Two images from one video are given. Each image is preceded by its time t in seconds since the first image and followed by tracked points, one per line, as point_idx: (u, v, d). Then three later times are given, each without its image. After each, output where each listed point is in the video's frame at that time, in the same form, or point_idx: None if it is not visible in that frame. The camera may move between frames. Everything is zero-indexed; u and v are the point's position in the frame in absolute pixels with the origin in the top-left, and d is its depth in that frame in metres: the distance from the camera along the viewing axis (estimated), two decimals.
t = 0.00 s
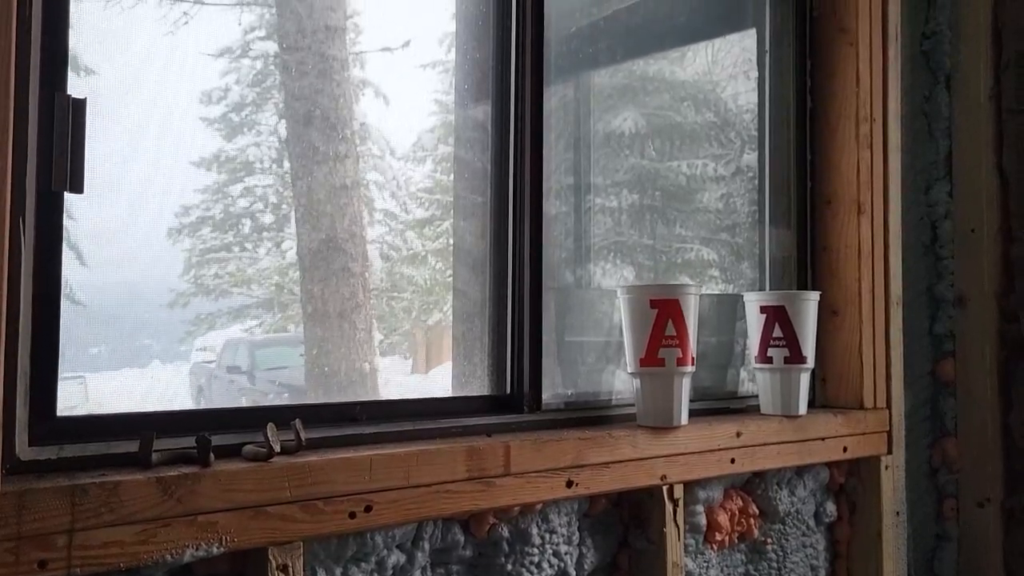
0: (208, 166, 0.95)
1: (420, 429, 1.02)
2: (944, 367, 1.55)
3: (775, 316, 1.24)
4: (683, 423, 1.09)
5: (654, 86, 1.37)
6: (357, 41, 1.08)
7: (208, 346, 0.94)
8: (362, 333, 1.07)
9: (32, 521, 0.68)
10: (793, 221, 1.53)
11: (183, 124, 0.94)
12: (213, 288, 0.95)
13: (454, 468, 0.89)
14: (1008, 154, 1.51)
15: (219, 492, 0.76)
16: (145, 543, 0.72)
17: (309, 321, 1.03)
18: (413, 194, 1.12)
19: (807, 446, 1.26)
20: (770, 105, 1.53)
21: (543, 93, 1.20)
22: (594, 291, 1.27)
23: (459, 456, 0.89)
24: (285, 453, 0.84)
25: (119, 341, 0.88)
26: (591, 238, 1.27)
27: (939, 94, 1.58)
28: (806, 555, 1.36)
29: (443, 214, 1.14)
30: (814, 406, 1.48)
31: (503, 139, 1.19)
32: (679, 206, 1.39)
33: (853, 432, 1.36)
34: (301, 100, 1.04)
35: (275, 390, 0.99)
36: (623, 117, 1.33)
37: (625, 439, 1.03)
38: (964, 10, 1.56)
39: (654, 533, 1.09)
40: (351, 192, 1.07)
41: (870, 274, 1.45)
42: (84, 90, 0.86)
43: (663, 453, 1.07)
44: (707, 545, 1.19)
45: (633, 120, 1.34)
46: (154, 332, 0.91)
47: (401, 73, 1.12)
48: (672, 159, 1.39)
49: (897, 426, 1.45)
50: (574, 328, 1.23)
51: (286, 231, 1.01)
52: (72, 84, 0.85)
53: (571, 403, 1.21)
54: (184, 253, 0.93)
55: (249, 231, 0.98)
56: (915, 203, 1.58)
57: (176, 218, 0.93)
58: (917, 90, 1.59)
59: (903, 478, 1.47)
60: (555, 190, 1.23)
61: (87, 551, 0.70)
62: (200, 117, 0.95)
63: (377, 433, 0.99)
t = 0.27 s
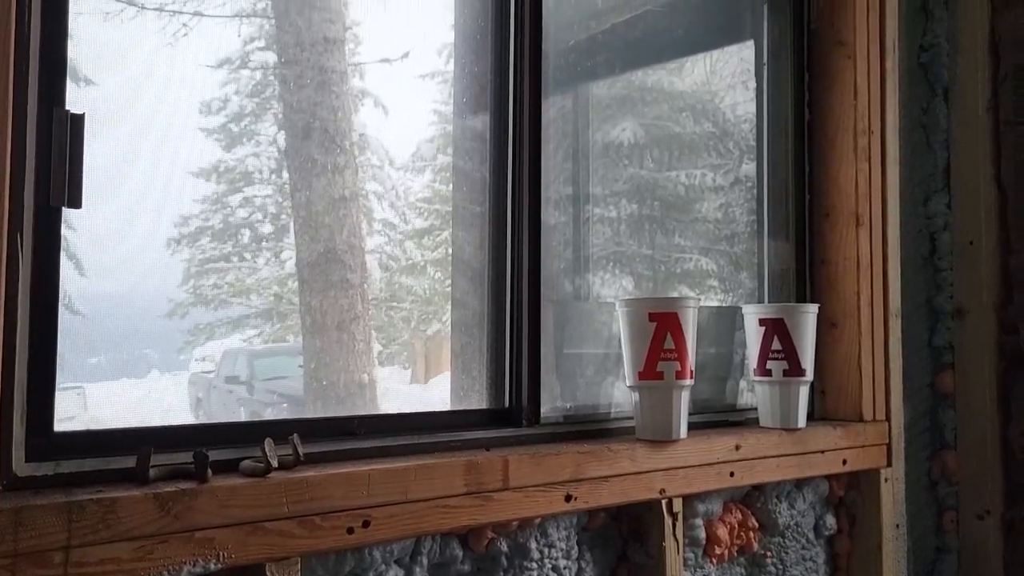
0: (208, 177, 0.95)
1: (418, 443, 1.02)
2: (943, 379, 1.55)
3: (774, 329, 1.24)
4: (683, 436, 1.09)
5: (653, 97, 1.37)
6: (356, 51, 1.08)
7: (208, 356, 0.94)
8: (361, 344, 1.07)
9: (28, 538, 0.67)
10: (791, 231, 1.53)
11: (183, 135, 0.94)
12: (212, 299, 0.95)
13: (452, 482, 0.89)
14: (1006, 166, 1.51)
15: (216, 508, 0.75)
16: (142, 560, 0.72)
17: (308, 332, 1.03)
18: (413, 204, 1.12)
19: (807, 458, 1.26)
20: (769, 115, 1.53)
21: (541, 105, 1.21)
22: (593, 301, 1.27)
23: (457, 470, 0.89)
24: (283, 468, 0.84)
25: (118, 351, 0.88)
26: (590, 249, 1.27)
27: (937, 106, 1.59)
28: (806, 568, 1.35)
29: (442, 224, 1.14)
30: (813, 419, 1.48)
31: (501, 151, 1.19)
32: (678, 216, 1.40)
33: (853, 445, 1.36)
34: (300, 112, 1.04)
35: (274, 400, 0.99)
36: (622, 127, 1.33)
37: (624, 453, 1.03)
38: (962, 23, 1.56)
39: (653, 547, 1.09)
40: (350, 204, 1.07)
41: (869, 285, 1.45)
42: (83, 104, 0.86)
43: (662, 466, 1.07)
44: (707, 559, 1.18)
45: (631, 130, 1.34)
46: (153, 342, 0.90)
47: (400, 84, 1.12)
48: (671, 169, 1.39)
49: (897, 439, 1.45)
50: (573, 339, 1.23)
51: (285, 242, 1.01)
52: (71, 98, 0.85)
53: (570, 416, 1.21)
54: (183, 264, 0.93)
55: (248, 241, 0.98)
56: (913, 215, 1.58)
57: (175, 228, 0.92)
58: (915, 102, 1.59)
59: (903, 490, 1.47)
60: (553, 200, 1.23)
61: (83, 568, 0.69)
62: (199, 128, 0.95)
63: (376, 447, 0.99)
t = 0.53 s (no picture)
0: (208, 187, 0.95)
1: (417, 456, 1.02)
2: (943, 390, 1.55)
3: (774, 340, 1.24)
4: (683, 448, 1.09)
5: (652, 107, 1.37)
6: (355, 61, 1.08)
7: (207, 365, 0.94)
8: (360, 354, 1.07)
9: (25, 554, 0.67)
10: (790, 240, 1.54)
11: (184, 145, 0.94)
12: (212, 308, 0.95)
13: (452, 495, 0.89)
14: (1005, 177, 1.51)
15: (214, 522, 0.75)
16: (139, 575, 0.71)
17: (309, 343, 1.03)
18: (412, 214, 1.12)
19: (807, 470, 1.26)
20: (768, 124, 1.53)
21: (540, 115, 1.21)
22: (592, 310, 1.27)
23: (456, 483, 0.89)
24: (282, 482, 0.84)
25: (117, 361, 0.88)
26: (589, 258, 1.27)
27: (935, 117, 1.59)
28: None
29: (441, 234, 1.14)
30: (813, 430, 1.47)
31: (500, 162, 1.19)
32: (677, 225, 1.40)
33: (853, 456, 1.36)
34: (300, 122, 1.04)
35: (274, 409, 0.99)
36: (621, 137, 1.33)
37: (624, 465, 1.03)
38: (959, 34, 1.57)
39: (653, 560, 1.09)
40: (349, 215, 1.07)
41: (868, 295, 1.45)
42: (82, 118, 0.86)
43: (661, 479, 1.07)
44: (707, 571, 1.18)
45: (631, 139, 1.34)
46: (152, 351, 0.90)
47: (399, 94, 1.12)
48: (670, 179, 1.39)
49: (897, 450, 1.45)
50: (573, 350, 1.23)
51: (284, 251, 1.01)
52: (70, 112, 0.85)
53: (569, 429, 1.21)
54: (182, 274, 0.93)
55: (248, 250, 0.98)
56: (913, 225, 1.58)
57: (174, 238, 0.93)
58: (913, 113, 1.60)
59: (903, 502, 1.47)
60: (553, 210, 1.23)
61: None
62: (200, 137, 0.95)
63: (375, 459, 0.99)
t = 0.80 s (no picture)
0: (207, 197, 0.95)
1: (416, 470, 1.02)
2: (943, 401, 1.55)
3: (773, 352, 1.23)
4: (682, 461, 1.09)
5: (651, 116, 1.37)
6: (355, 71, 1.08)
7: (207, 375, 0.94)
8: (359, 365, 1.06)
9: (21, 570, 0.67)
10: (789, 249, 1.54)
11: (183, 155, 0.94)
12: (211, 318, 0.95)
13: (450, 509, 0.88)
14: (1003, 187, 1.51)
15: (211, 537, 0.75)
16: None
17: (308, 355, 1.03)
18: (412, 223, 1.12)
19: (807, 482, 1.25)
20: (766, 134, 1.54)
21: (538, 126, 1.21)
22: (591, 320, 1.26)
23: (455, 497, 0.89)
24: (280, 496, 0.84)
25: (117, 371, 0.88)
26: (588, 268, 1.27)
27: (933, 128, 1.59)
28: None
29: (440, 243, 1.14)
30: (813, 442, 1.47)
31: (499, 172, 1.19)
32: (676, 235, 1.40)
33: (853, 468, 1.35)
34: (298, 133, 1.04)
35: (273, 419, 0.99)
36: (620, 146, 1.33)
37: (623, 478, 1.03)
38: (957, 45, 1.57)
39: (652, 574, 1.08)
40: (348, 226, 1.07)
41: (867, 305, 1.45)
42: (79, 132, 0.86)
43: (661, 491, 1.06)
44: None
45: (629, 149, 1.34)
46: (151, 361, 0.90)
47: (399, 105, 1.12)
48: (669, 188, 1.39)
49: (897, 462, 1.44)
50: (572, 360, 1.23)
51: (284, 260, 1.01)
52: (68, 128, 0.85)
53: (568, 442, 1.21)
54: (182, 284, 0.93)
55: (248, 260, 0.98)
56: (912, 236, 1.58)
57: (173, 248, 0.92)
58: (911, 124, 1.60)
59: (903, 514, 1.46)
60: (551, 219, 1.23)
61: None
62: (199, 147, 0.95)
63: (373, 474, 0.99)
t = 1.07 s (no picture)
0: (207, 210, 0.95)
1: (415, 488, 1.02)
2: (943, 416, 1.54)
3: (773, 367, 1.23)
4: (682, 478, 1.08)
5: (650, 129, 1.38)
6: (355, 84, 1.08)
7: (206, 388, 0.94)
8: (359, 380, 1.06)
9: None
10: (788, 261, 1.53)
11: (183, 168, 0.94)
12: (211, 330, 0.95)
13: (450, 528, 0.88)
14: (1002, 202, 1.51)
15: (209, 557, 0.75)
16: None
17: (307, 369, 1.03)
18: (411, 236, 1.12)
19: (807, 499, 1.25)
20: (765, 146, 1.54)
21: (537, 140, 1.21)
22: (591, 333, 1.26)
23: (454, 515, 0.88)
24: (278, 515, 0.83)
25: (117, 383, 0.88)
26: (588, 280, 1.27)
27: (932, 143, 1.60)
28: None
29: (440, 255, 1.15)
30: (813, 457, 1.46)
31: (498, 187, 1.19)
32: (676, 247, 1.40)
33: (854, 484, 1.35)
34: (298, 148, 1.04)
35: (272, 432, 0.98)
36: (620, 159, 1.33)
37: (623, 495, 1.02)
38: (956, 61, 1.58)
39: None
40: (347, 240, 1.07)
41: (867, 318, 1.45)
42: (78, 151, 0.86)
43: (661, 509, 1.06)
44: None
45: (628, 161, 1.35)
46: (151, 373, 0.90)
47: (399, 119, 1.12)
48: (669, 201, 1.39)
49: (897, 478, 1.44)
50: (571, 375, 1.23)
51: (283, 272, 1.01)
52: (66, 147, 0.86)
53: (567, 458, 1.20)
54: (181, 295, 0.93)
55: (247, 272, 0.98)
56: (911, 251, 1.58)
57: (173, 260, 0.93)
58: (910, 139, 1.60)
59: (904, 530, 1.45)
60: (551, 232, 1.23)
61: None
62: (199, 160, 0.95)
63: (372, 492, 0.98)
